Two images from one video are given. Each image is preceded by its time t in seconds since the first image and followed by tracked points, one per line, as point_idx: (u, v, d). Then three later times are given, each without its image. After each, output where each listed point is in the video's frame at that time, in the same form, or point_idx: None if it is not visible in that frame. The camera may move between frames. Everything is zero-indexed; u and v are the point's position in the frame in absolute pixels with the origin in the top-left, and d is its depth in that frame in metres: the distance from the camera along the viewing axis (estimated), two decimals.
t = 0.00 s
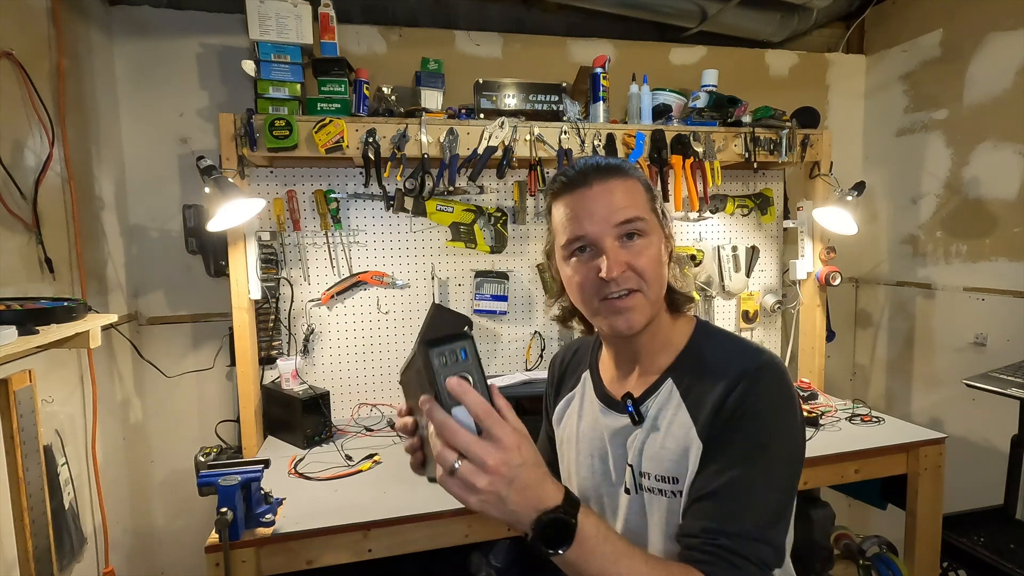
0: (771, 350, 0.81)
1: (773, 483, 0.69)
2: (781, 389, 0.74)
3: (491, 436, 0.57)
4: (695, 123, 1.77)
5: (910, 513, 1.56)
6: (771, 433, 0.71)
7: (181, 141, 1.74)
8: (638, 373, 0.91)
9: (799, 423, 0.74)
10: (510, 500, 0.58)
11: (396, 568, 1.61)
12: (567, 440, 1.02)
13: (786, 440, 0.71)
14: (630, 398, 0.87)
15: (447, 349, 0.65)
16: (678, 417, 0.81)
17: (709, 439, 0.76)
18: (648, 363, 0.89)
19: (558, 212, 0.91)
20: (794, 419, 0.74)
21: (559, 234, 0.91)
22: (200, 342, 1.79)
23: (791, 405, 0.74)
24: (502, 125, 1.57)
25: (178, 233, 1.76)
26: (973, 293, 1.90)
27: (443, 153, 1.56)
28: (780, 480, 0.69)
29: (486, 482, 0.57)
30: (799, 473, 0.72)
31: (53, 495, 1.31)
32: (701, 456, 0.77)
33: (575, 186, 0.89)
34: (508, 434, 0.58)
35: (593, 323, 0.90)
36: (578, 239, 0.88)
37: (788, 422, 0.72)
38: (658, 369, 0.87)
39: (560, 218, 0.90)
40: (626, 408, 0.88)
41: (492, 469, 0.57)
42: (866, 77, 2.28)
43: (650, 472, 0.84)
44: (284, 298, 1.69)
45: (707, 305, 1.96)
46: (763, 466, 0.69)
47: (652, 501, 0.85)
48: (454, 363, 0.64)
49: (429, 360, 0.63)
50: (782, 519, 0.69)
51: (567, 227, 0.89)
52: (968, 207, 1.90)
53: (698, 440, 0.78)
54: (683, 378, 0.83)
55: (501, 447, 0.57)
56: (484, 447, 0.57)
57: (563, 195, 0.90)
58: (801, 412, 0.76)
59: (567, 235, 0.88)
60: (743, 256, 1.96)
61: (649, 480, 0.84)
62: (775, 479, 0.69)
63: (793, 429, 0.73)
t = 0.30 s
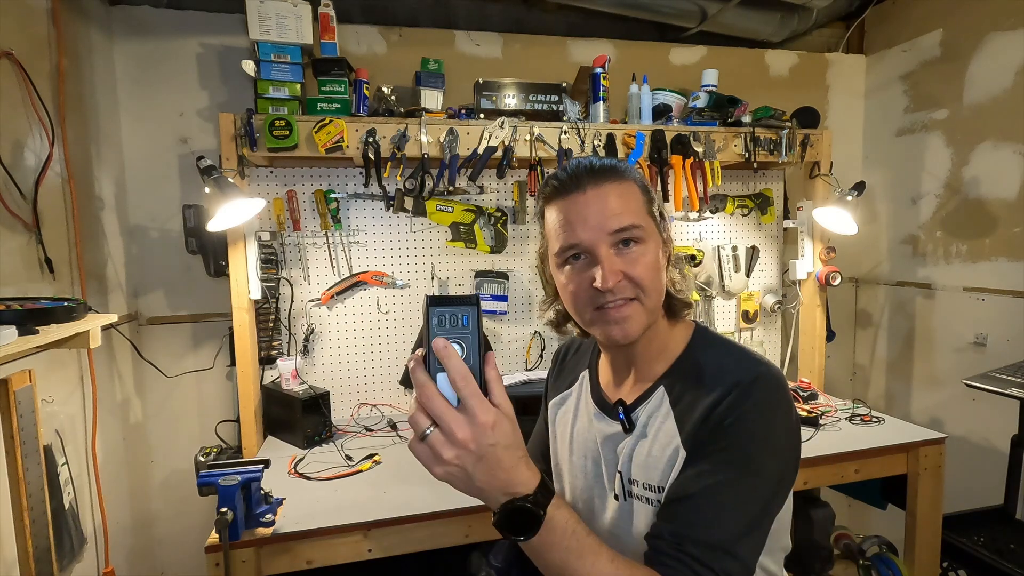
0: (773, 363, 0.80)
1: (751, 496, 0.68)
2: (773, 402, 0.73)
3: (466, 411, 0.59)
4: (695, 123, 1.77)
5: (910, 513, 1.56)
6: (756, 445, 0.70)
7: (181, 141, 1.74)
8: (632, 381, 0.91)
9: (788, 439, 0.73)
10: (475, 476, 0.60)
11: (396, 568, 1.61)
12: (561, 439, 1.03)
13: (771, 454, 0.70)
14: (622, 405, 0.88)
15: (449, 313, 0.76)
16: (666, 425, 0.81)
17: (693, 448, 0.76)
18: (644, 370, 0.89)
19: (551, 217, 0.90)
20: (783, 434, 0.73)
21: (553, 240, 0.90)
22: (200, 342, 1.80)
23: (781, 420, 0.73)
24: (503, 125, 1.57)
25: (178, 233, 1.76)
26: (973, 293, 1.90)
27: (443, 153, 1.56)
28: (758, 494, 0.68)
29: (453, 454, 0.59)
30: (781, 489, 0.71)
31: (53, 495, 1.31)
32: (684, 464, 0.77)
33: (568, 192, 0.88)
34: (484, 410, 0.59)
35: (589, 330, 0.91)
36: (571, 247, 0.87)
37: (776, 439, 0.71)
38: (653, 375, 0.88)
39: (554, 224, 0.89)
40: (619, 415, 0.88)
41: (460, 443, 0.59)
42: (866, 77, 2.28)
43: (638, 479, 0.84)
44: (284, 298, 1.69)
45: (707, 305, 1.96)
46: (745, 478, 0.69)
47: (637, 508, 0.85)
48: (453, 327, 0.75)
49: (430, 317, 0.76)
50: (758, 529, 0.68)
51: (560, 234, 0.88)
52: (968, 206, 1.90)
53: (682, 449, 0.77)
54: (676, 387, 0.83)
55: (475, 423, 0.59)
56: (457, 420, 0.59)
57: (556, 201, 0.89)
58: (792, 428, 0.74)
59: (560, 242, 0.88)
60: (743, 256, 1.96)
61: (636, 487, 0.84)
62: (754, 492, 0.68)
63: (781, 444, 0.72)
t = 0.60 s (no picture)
0: (782, 369, 0.80)
1: (756, 503, 0.68)
2: (782, 409, 0.73)
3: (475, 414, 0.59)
4: (695, 123, 1.77)
5: (910, 513, 1.56)
6: (764, 452, 0.70)
7: (181, 141, 1.74)
8: (637, 385, 0.91)
9: (797, 446, 0.73)
10: (486, 481, 0.60)
11: (396, 568, 1.61)
12: (565, 442, 1.03)
13: (779, 462, 0.70)
14: (627, 411, 0.88)
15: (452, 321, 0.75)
16: (672, 431, 0.81)
17: (700, 454, 0.76)
18: (649, 375, 0.89)
19: (555, 220, 0.90)
20: (792, 441, 0.72)
21: (557, 243, 0.90)
22: (200, 342, 1.80)
23: (789, 427, 0.73)
24: (502, 125, 1.57)
25: (178, 233, 1.76)
26: (973, 293, 1.90)
27: (443, 153, 1.56)
28: (766, 502, 0.68)
29: (464, 459, 0.59)
30: (789, 497, 0.71)
31: (53, 495, 1.31)
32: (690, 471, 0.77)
33: (572, 195, 0.87)
34: (493, 414, 0.59)
35: (594, 335, 0.91)
36: (576, 251, 0.87)
37: (783, 447, 0.71)
38: (657, 381, 0.88)
39: (558, 226, 0.89)
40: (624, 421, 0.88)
41: (471, 447, 0.59)
42: (866, 77, 2.28)
43: (644, 486, 0.84)
44: (284, 299, 1.69)
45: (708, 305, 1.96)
46: (752, 486, 0.68)
47: (644, 515, 0.85)
48: (457, 334, 0.75)
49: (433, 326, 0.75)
50: (765, 536, 0.68)
51: (564, 238, 0.87)
52: (968, 206, 1.90)
53: (690, 455, 0.77)
54: (682, 394, 0.82)
55: (484, 427, 0.59)
56: (468, 424, 0.59)
57: (560, 204, 0.89)
58: (801, 436, 0.74)
59: (564, 246, 0.87)
60: (743, 256, 1.96)
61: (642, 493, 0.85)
62: (760, 500, 0.68)
63: (789, 451, 0.71)
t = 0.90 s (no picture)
0: (787, 369, 0.79)
1: (757, 502, 0.68)
2: (785, 408, 0.73)
3: (481, 380, 0.60)
4: (695, 123, 1.77)
5: (910, 513, 1.56)
6: (765, 450, 0.70)
7: (181, 141, 1.74)
8: (641, 383, 0.91)
9: (800, 447, 0.72)
10: (490, 450, 0.59)
11: (396, 568, 1.61)
12: (569, 441, 1.03)
13: (781, 461, 0.70)
14: (631, 409, 0.88)
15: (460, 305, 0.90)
16: (675, 430, 0.82)
17: (703, 453, 0.76)
18: (654, 373, 0.89)
19: (561, 218, 0.90)
20: (795, 441, 0.72)
21: (563, 241, 0.90)
22: (200, 342, 1.80)
23: (794, 426, 0.73)
24: (502, 125, 1.57)
25: (178, 233, 1.76)
26: (973, 293, 1.90)
27: (443, 153, 1.56)
28: (766, 501, 0.68)
29: (471, 422, 0.59)
30: (790, 498, 0.71)
31: (53, 495, 1.31)
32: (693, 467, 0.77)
33: (579, 193, 0.87)
34: (500, 384, 0.60)
35: (599, 333, 0.91)
36: (582, 249, 0.87)
37: (785, 446, 0.71)
38: (662, 379, 0.88)
39: (564, 224, 0.89)
40: (628, 419, 0.89)
41: (478, 412, 0.59)
42: (866, 77, 2.28)
43: (647, 483, 0.85)
44: (285, 299, 1.69)
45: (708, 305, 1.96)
46: (752, 484, 0.68)
47: (647, 513, 0.85)
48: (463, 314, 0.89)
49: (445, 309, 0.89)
50: (764, 535, 0.67)
51: (571, 237, 0.87)
52: (968, 206, 1.90)
53: (693, 453, 0.78)
54: (687, 391, 0.83)
55: (488, 394, 0.60)
56: (475, 389, 0.59)
57: (567, 203, 0.89)
58: (804, 436, 0.73)
59: (570, 244, 0.87)
60: (743, 256, 1.96)
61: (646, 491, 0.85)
62: (761, 499, 0.68)
63: (791, 451, 0.71)
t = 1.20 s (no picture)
0: (782, 366, 0.79)
1: (753, 499, 0.68)
2: (780, 404, 0.73)
3: (502, 359, 0.61)
4: (695, 123, 1.78)
5: (910, 513, 1.56)
6: (760, 444, 0.70)
7: (181, 141, 1.74)
8: (638, 379, 0.91)
9: (794, 442, 0.72)
10: (501, 427, 0.59)
11: (396, 568, 1.61)
12: (568, 438, 1.03)
13: (775, 456, 0.70)
14: (628, 404, 0.88)
15: (461, 295, 0.76)
16: (671, 425, 0.81)
17: (697, 446, 0.76)
18: (651, 369, 0.89)
19: (559, 216, 0.90)
20: (790, 436, 0.72)
21: (561, 238, 0.90)
22: (200, 342, 1.80)
23: (788, 423, 0.73)
24: (502, 125, 1.57)
25: (178, 233, 1.76)
26: (972, 293, 1.90)
27: (443, 153, 1.56)
28: (760, 494, 0.68)
29: (489, 395, 0.59)
30: (783, 493, 0.71)
31: (53, 495, 1.31)
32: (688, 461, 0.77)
33: (577, 190, 0.88)
34: (518, 366, 0.61)
35: (596, 328, 0.91)
36: (579, 245, 0.87)
37: (779, 441, 0.71)
38: (659, 375, 0.87)
39: (563, 222, 0.89)
40: (625, 414, 0.89)
41: (496, 388, 0.59)
42: (866, 77, 2.28)
43: (642, 478, 0.84)
44: (285, 298, 1.69)
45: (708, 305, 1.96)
46: (747, 477, 0.68)
47: (643, 508, 0.85)
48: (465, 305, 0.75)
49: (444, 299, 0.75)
50: (758, 529, 0.68)
51: (569, 233, 0.88)
52: (968, 207, 1.90)
53: (687, 448, 0.77)
54: (682, 386, 0.83)
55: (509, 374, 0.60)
56: (496, 365, 0.60)
57: (565, 199, 0.89)
58: (799, 432, 0.74)
59: (568, 240, 0.88)
60: (743, 256, 1.96)
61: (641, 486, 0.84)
62: (758, 497, 0.68)
63: (785, 446, 0.71)
